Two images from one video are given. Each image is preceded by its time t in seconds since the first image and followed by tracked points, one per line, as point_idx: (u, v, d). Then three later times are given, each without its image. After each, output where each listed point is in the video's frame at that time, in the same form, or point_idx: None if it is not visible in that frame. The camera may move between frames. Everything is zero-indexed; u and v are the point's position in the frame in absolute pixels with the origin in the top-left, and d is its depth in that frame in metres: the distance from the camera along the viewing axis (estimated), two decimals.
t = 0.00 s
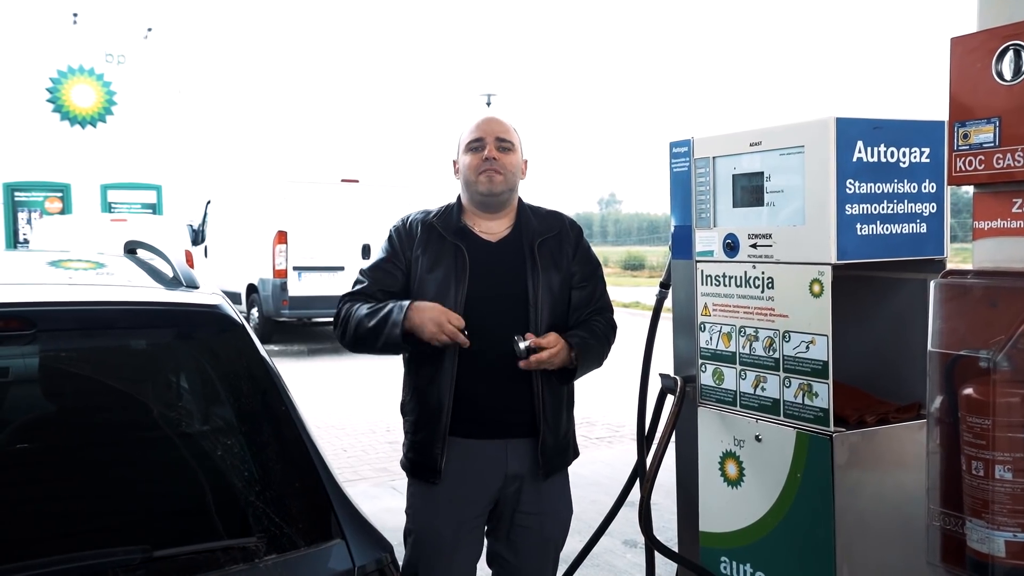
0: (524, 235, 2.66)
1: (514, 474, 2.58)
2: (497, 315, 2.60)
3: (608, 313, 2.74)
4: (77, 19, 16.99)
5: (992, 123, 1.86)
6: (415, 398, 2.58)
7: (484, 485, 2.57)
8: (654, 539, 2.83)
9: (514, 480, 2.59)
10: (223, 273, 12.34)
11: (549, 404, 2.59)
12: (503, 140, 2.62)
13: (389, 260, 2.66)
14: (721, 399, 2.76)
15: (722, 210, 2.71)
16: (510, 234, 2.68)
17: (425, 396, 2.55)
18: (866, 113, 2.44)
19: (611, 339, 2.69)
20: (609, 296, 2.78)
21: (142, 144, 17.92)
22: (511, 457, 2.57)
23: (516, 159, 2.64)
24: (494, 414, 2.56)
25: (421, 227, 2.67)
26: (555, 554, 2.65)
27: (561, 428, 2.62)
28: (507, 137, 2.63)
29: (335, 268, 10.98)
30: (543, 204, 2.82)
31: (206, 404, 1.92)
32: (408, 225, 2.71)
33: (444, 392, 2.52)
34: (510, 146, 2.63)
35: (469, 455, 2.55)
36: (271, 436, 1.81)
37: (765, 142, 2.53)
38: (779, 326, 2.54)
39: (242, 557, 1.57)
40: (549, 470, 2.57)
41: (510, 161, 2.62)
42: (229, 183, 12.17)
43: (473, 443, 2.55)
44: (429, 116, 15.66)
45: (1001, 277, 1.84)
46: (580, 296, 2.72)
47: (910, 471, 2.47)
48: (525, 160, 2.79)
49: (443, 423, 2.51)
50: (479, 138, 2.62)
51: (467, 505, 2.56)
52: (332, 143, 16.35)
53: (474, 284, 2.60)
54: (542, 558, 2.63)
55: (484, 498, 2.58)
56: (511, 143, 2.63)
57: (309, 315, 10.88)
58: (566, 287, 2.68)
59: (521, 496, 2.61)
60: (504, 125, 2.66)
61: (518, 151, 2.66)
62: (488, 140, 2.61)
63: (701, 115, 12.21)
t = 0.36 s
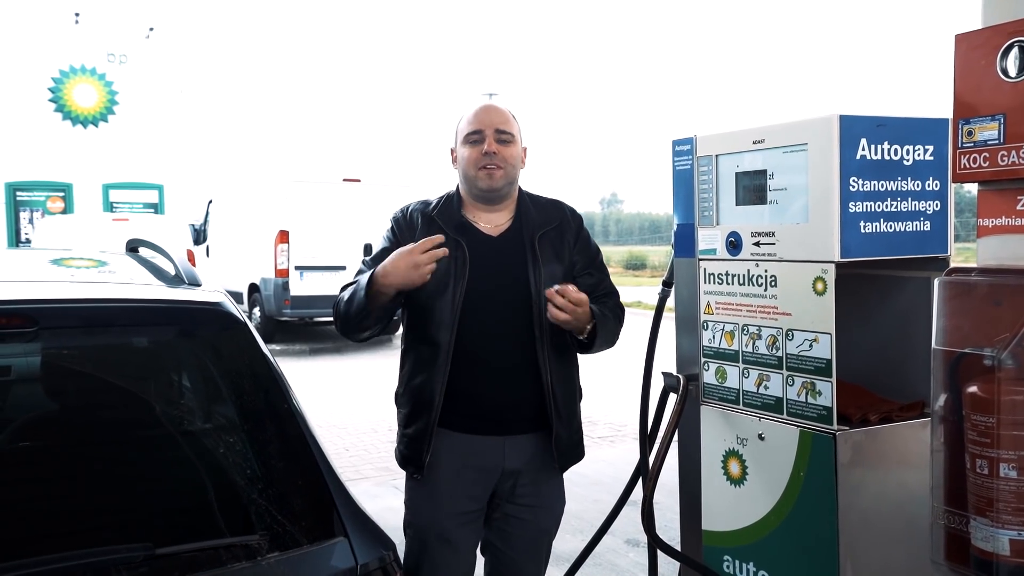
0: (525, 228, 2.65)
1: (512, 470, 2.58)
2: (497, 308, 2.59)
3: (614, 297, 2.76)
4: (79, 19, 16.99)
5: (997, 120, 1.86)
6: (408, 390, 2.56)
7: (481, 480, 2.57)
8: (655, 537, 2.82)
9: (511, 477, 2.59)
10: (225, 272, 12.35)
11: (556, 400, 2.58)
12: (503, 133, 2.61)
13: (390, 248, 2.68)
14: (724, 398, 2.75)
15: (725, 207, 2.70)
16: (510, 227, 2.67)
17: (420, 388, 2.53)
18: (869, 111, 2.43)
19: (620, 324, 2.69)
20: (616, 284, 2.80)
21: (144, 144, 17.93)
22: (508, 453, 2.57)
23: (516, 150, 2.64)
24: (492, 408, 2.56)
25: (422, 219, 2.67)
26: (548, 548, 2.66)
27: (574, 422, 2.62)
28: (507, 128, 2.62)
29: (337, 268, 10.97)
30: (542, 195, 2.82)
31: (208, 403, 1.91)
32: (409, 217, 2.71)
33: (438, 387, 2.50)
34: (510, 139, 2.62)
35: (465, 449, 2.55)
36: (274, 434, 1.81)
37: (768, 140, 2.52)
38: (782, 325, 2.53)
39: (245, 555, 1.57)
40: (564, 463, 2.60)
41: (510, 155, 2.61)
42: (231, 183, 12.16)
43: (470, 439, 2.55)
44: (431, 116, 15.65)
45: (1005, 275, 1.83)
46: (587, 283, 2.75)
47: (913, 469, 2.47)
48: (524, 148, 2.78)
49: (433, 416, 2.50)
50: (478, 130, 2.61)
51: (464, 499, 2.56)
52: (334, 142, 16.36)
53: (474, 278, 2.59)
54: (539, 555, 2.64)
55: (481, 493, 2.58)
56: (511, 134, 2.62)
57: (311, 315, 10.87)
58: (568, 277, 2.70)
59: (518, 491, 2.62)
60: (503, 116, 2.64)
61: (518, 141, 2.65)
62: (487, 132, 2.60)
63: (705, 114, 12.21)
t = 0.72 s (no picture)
0: (523, 234, 2.65)
1: (503, 470, 2.58)
2: (492, 314, 2.59)
3: (614, 308, 2.74)
4: (82, 19, 17.00)
5: (999, 119, 1.86)
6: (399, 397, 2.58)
7: (473, 479, 2.58)
8: (659, 535, 2.82)
9: (504, 476, 2.59)
10: (227, 272, 12.36)
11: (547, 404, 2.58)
12: (501, 138, 2.61)
13: (388, 258, 2.61)
14: (727, 396, 2.76)
15: (728, 207, 2.70)
16: (507, 234, 2.67)
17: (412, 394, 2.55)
18: (872, 111, 2.44)
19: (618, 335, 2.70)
20: (615, 292, 2.78)
21: (147, 143, 17.96)
22: (499, 453, 2.57)
23: (515, 156, 2.63)
24: (483, 410, 2.56)
25: (417, 225, 2.65)
26: (542, 546, 2.67)
27: (558, 427, 2.62)
28: (506, 133, 2.62)
29: (339, 268, 10.99)
30: (542, 198, 2.81)
31: (212, 402, 1.92)
32: (404, 222, 2.68)
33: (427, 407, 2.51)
34: (509, 144, 2.61)
35: (454, 449, 2.56)
36: (278, 433, 1.82)
37: (771, 140, 2.52)
38: (785, 323, 2.53)
39: (250, 552, 1.57)
40: (544, 466, 2.58)
41: (508, 160, 2.61)
42: (233, 183, 12.17)
43: (464, 440, 2.56)
44: (433, 116, 15.67)
45: (1008, 273, 1.83)
46: (583, 293, 2.71)
47: (915, 468, 2.47)
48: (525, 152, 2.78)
49: (425, 422, 2.52)
50: (477, 135, 2.61)
51: (454, 497, 2.57)
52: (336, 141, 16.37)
53: (469, 286, 2.59)
54: (534, 554, 2.64)
55: (471, 491, 2.59)
56: (509, 139, 2.62)
57: (314, 314, 10.88)
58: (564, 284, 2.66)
59: (511, 489, 2.61)
60: (502, 121, 2.64)
61: (517, 146, 2.65)
62: (486, 137, 2.60)
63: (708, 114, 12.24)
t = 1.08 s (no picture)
0: (522, 240, 2.65)
1: (499, 470, 2.58)
2: (490, 319, 2.60)
3: (603, 317, 2.73)
4: (85, 19, 17.11)
5: (1004, 118, 1.86)
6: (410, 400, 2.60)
7: (471, 477, 2.58)
8: (662, 534, 2.83)
9: (501, 475, 2.59)
10: (229, 272, 12.36)
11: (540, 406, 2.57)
12: (504, 150, 2.59)
13: (392, 264, 2.62)
14: (731, 396, 2.76)
15: (732, 207, 2.71)
16: (508, 240, 2.67)
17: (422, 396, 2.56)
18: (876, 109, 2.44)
19: (600, 348, 2.69)
20: (608, 296, 2.76)
21: (149, 143, 17.97)
22: (495, 454, 2.57)
23: (516, 167, 2.62)
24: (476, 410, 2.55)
25: (418, 230, 2.65)
26: (541, 543, 2.68)
27: (547, 430, 2.60)
28: (509, 145, 2.60)
29: (342, 267, 11.00)
30: (544, 203, 2.81)
31: (218, 401, 1.93)
32: (406, 226, 2.68)
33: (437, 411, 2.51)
34: (511, 156, 2.60)
35: (452, 448, 2.56)
36: (283, 431, 1.83)
37: (775, 139, 2.52)
38: (789, 323, 2.53)
39: (256, 550, 1.57)
40: (537, 469, 2.58)
41: (510, 173, 2.60)
42: (236, 183, 12.18)
43: (463, 440, 2.56)
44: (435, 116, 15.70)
45: (1011, 272, 1.83)
46: (577, 299, 2.70)
47: (918, 467, 2.47)
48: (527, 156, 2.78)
49: (433, 422, 2.52)
50: (478, 146, 2.60)
51: (452, 493, 2.57)
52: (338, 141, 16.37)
53: (470, 290, 2.59)
54: (533, 553, 2.65)
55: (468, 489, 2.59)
56: (512, 151, 2.61)
57: (317, 314, 10.88)
58: (562, 290, 2.67)
59: (508, 488, 2.62)
60: (505, 132, 2.62)
61: (520, 156, 2.64)
62: (488, 150, 2.59)
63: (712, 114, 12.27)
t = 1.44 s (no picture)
0: (529, 234, 2.65)
1: (504, 467, 2.58)
2: (496, 313, 2.61)
3: (609, 312, 2.74)
4: (87, 19, 17.12)
5: (1009, 116, 1.86)
6: (416, 393, 2.59)
7: (477, 475, 2.58)
8: (666, 533, 2.82)
9: (506, 474, 2.60)
10: (230, 272, 12.36)
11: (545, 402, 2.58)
12: (509, 151, 2.59)
13: (399, 257, 2.61)
14: (735, 395, 2.76)
15: (736, 206, 2.71)
16: (514, 234, 2.67)
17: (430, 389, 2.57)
18: (880, 108, 2.43)
19: (604, 342, 2.69)
20: (613, 293, 2.78)
21: (151, 144, 17.98)
22: (500, 451, 2.57)
23: (521, 165, 2.62)
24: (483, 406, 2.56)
25: (426, 223, 2.65)
26: (546, 543, 2.68)
27: (551, 425, 2.61)
28: (513, 145, 2.60)
29: (344, 267, 11.01)
30: (549, 198, 2.81)
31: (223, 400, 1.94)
32: (414, 220, 2.68)
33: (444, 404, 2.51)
34: (515, 156, 2.59)
35: (457, 445, 2.56)
36: (289, 428, 1.83)
37: (779, 138, 2.52)
38: (793, 322, 2.53)
39: (263, 548, 1.57)
40: (541, 465, 2.58)
41: (514, 172, 2.60)
42: (237, 183, 12.17)
43: (467, 437, 2.56)
44: (437, 116, 15.70)
45: (1017, 271, 1.83)
46: (582, 294, 2.71)
47: (922, 466, 2.47)
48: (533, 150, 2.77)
49: (442, 415, 2.52)
50: (483, 148, 2.59)
51: (457, 492, 2.57)
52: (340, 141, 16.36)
53: (478, 283, 2.60)
54: (537, 551, 2.65)
55: (472, 487, 2.59)
56: (517, 152, 2.60)
57: (319, 314, 10.88)
58: (567, 286, 2.68)
59: (512, 487, 2.62)
60: (509, 131, 2.60)
61: (524, 155, 2.63)
62: (492, 153, 2.58)
63: (716, 113, 12.24)
